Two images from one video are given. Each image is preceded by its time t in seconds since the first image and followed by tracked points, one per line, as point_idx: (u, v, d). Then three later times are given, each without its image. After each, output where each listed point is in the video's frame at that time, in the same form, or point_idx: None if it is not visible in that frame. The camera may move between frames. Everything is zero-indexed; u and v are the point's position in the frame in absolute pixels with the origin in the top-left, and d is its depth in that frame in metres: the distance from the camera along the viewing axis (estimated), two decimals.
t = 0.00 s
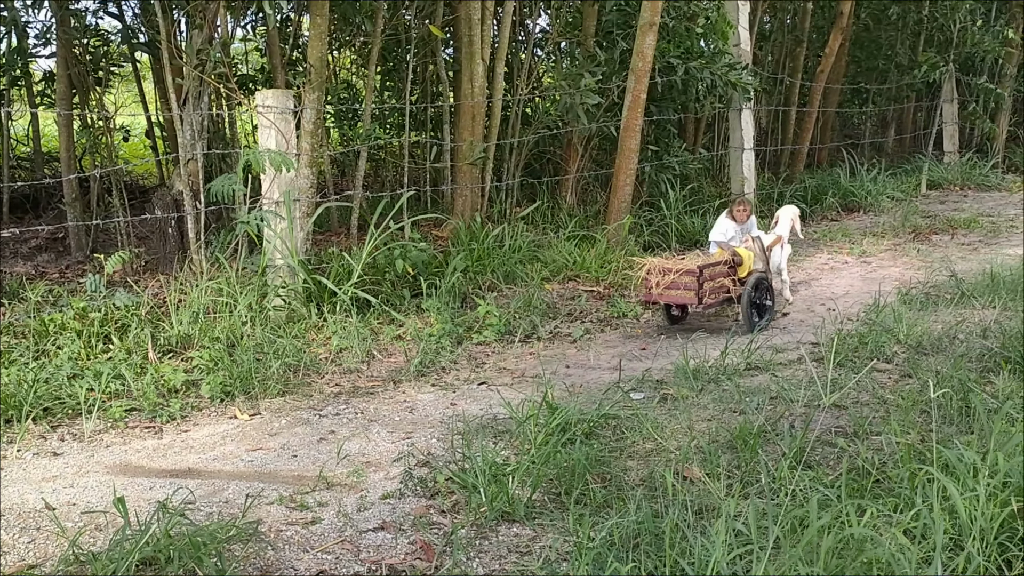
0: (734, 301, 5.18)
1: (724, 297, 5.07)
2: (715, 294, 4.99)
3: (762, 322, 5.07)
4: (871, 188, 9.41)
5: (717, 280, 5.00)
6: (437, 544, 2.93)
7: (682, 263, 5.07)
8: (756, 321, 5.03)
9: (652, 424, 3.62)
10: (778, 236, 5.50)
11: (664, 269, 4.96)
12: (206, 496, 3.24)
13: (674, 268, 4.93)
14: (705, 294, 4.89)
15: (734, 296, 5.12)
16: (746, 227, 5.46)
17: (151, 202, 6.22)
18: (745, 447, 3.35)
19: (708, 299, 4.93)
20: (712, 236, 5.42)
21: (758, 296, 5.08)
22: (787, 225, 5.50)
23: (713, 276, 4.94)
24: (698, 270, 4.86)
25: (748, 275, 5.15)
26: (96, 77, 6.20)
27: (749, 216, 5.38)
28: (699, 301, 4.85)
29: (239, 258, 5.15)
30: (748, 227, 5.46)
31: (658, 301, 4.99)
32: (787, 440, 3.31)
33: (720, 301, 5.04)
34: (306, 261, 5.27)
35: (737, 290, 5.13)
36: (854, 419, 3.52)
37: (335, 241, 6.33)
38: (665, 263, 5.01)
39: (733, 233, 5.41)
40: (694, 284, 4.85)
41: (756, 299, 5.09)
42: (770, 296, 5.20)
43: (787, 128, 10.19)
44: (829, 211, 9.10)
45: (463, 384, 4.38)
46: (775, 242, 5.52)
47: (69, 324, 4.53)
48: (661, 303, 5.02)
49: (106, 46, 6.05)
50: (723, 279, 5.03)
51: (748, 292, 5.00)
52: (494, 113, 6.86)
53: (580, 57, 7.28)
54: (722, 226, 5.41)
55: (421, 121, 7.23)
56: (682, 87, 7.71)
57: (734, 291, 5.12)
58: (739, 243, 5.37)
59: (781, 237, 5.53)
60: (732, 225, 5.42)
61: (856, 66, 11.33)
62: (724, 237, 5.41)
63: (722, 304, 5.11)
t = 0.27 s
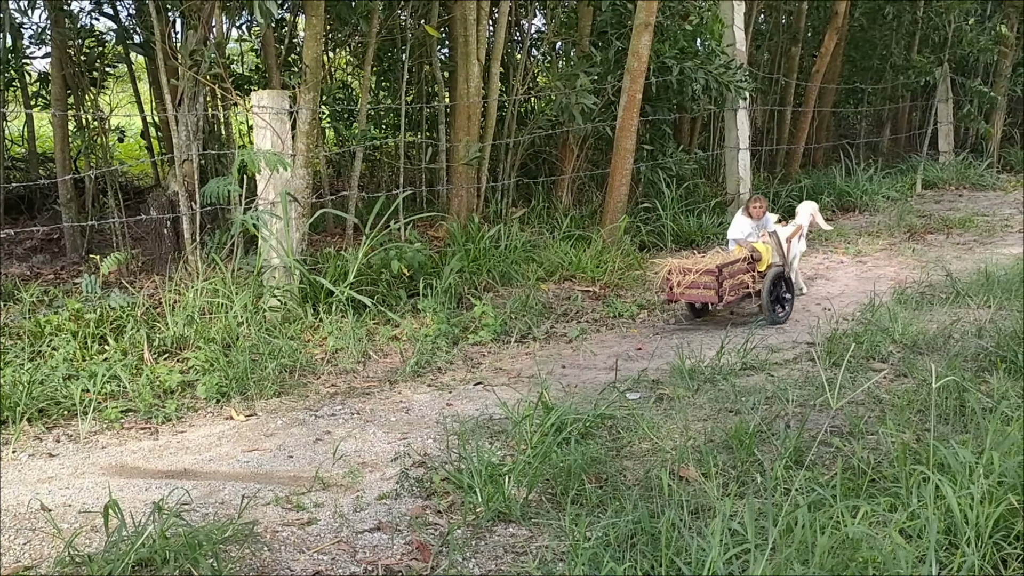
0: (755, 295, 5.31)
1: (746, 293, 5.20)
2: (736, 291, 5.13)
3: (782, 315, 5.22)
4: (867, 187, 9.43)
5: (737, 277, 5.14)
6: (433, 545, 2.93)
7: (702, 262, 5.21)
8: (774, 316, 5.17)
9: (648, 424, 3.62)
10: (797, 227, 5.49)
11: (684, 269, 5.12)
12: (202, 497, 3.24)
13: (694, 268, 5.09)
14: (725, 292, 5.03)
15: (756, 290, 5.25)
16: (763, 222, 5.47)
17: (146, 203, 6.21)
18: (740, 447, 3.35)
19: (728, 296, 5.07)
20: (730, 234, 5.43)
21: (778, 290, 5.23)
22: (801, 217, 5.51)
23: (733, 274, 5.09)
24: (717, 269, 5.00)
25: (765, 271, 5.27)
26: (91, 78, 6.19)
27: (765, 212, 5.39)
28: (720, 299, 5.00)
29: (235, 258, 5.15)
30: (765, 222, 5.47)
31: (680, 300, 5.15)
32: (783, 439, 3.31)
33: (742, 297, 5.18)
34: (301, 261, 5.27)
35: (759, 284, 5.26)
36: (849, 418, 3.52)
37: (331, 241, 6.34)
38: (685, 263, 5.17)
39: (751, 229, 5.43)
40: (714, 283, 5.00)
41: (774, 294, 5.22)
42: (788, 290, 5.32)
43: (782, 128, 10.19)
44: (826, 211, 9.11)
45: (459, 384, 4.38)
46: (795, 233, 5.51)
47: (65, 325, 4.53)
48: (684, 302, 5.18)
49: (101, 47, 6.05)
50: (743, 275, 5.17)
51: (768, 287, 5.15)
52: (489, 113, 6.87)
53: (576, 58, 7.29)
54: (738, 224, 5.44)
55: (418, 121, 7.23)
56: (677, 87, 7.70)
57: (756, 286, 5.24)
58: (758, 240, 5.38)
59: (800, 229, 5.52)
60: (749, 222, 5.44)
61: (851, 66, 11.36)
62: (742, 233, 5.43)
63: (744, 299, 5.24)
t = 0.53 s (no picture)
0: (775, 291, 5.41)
1: (768, 288, 5.30)
2: (760, 287, 5.22)
3: (803, 308, 5.33)
4: (864, 187, 9.45)
5: (761, 273, 5.23)
6: (432, 545, 2.93)
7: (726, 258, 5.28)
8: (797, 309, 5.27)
9: (646, 423, 3.63)
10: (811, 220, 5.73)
11: (710, 266, 5.19)
12: (200, 497, 3.24)
13: (720, 264, 5.15)
14: (750, 288, 5.12)
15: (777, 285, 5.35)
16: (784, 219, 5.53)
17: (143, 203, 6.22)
18: (738, 446, 3.36)
19: (753, 293, 5.16)
20: (752, 232, 5.47)
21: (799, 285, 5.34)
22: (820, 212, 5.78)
23: (758, 269, 5.17)
24: (743, 266, 5.08)
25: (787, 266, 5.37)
26: (88, 78, 6.19)
27: (787, 208, 5.44)
28: (746, 295, 5.08)
29: (232, 259, 5.15)
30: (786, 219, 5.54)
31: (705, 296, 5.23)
32: (781, 438, 3.32)
33: (765, 292, 5.27)
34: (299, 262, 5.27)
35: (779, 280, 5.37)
36: (847, 417, 3.53)
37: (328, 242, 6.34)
38: (711, 259, 5.23)
39: (772, 227, 5.46)
40: (740, 279, 5.08)
41: (796, 288, 5.33)
42: (808, 285, 5.42)
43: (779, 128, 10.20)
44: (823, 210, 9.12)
45: (457, 384, 4.38)
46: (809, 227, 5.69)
47: (62, 326, 4.52)
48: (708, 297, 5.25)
49: (98, 47, 6.05)
50: (766, 271, 5.26)
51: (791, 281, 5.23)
52: (487, 113, 6.86)
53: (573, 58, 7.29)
54: (760, 222, 5.45)
55: (415, 121, 7.23)
56: (674, 87, 7.70)
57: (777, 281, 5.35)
58: (779, 237, 5.45)
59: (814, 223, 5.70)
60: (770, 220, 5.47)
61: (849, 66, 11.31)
62: (763, 231, 5.46)
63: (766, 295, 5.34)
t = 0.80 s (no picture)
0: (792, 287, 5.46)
1: (787, 283, 5.35)
2: (779, 282, 5.26)
3: (818, 305, 5.38)
4: (863, 187, 9.46)
5: (781, 268, 5.27)
6: (431, 545, 2.93)
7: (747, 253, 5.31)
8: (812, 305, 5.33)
9: (645, 423, 3.64)
10: (827, 216, 5.75)
11: (733, 261, 5.21)
12: (199, 498, 3.24)
13: (742, 259, 5.18)
14: (771, 284, 5.16)
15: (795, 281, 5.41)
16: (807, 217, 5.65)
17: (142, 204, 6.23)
18: (736, 446, 3.36)
19: (773, 288, 5.20)
20: (774, 226, 5.60)
21: (816, 282, 5.40)
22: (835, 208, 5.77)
23: (778, 265, 5.22)
24: (765, 262, 5.12)
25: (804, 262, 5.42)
26: (87, 79, 6.20)
27: (812, 207, 5.56)
28: (767, 291, 5.12)
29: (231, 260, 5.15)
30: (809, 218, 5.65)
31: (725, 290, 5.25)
32: (779, 438, 3.32)
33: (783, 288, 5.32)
34: (298, 262, 5.27)
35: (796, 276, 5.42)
36: (846, 417, 3.53)
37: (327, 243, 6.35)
38: (733, 255, 5.25)
39: (795, 223, 5.58)
40: (762, 275, 5.11)
41: (812, 284, 5.38)
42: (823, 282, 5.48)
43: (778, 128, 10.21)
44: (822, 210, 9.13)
45: (456, 384, 4.38)
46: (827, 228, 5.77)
47: (61, 327, 4.53)
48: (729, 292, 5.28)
49: (97, 48, 6.05)
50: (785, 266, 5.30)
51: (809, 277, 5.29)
52: (485, 113, 6.84)
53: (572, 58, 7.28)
54: (784, 217, 5.59)
55: (413, 122, 7.24)
56: (674, 87, 7.73)
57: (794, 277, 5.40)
58: (800, 234, 5.55)
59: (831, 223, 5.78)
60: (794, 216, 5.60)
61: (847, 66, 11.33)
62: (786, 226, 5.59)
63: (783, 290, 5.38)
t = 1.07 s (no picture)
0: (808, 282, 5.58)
1: (803, 279, 5.48)
2: (796, 277, 5.41)
3: (835, 299, 5.48)
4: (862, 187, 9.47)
5: (796, 264, 5.41)
6: (431, 546, 2.94)
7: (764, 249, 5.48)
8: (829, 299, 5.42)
9: (645, 424, 3.64)
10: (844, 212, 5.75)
11: (749, 257, 5.40)
12: (199, 499, 3.24)
13: (758, 255, 5.36)
14: (786, 279, 5.32)
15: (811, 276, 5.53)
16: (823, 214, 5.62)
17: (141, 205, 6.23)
18: (736, 446, 3.37)
19: (789, 283, 5.35)
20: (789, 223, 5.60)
21: (833, 277, 5.48)
22: (849, 203, 5.62)
23: (794, 261, 5.37)
24: (780, 257, 5.28)
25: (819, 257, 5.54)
26: (86, 80, 6.20)
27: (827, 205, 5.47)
28: (782, 285, 5.28)
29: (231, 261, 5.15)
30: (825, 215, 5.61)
31: (743, 285, 5.44)
32: (779, 438, 3.32)
33: (799, 282, 5.46)
34: (298, 264, 5.27)
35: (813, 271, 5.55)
36: (846, 417, 3.53)
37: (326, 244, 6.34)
38: (749, 251, 5.44)
39: (811, 221, 5.55)
40: (776, 270, 5.28)
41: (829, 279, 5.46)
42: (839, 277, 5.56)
43: (777, 128, 10.21)
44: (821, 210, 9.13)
45: (456, 385, 4.38)
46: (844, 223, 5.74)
47: (61, 328, 4.53)
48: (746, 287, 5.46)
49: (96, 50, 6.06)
50: (800, 262, 5.45)
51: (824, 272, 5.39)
52: (485, 114, 6.82)
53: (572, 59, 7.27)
54: (800, 215, 5.56)
55: (413, 122, 7.24)
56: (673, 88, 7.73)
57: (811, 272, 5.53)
58: (814, 232, 5.57)
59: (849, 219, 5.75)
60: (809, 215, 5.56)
61: (846, 66, 11.31)
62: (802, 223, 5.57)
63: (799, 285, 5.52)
